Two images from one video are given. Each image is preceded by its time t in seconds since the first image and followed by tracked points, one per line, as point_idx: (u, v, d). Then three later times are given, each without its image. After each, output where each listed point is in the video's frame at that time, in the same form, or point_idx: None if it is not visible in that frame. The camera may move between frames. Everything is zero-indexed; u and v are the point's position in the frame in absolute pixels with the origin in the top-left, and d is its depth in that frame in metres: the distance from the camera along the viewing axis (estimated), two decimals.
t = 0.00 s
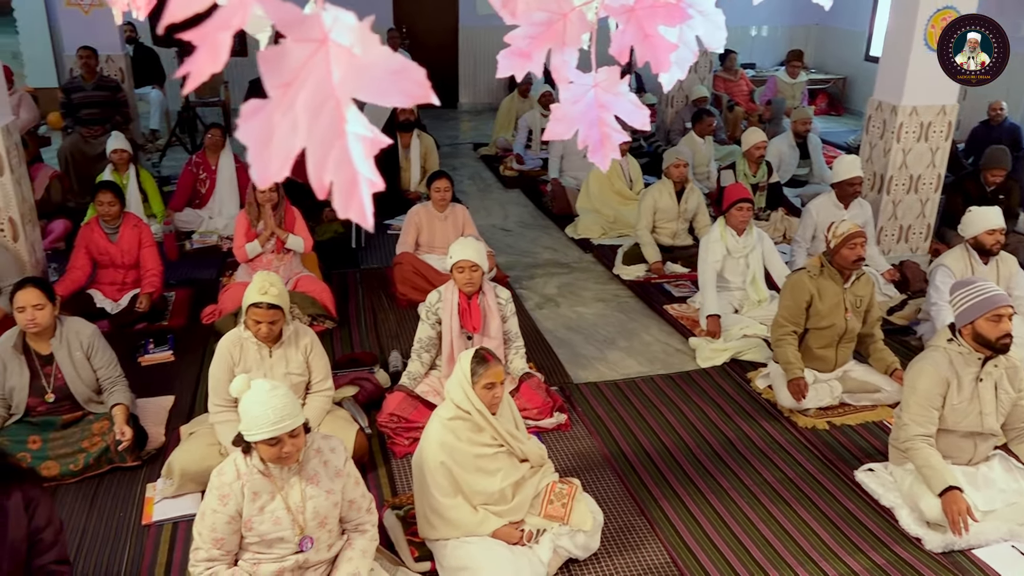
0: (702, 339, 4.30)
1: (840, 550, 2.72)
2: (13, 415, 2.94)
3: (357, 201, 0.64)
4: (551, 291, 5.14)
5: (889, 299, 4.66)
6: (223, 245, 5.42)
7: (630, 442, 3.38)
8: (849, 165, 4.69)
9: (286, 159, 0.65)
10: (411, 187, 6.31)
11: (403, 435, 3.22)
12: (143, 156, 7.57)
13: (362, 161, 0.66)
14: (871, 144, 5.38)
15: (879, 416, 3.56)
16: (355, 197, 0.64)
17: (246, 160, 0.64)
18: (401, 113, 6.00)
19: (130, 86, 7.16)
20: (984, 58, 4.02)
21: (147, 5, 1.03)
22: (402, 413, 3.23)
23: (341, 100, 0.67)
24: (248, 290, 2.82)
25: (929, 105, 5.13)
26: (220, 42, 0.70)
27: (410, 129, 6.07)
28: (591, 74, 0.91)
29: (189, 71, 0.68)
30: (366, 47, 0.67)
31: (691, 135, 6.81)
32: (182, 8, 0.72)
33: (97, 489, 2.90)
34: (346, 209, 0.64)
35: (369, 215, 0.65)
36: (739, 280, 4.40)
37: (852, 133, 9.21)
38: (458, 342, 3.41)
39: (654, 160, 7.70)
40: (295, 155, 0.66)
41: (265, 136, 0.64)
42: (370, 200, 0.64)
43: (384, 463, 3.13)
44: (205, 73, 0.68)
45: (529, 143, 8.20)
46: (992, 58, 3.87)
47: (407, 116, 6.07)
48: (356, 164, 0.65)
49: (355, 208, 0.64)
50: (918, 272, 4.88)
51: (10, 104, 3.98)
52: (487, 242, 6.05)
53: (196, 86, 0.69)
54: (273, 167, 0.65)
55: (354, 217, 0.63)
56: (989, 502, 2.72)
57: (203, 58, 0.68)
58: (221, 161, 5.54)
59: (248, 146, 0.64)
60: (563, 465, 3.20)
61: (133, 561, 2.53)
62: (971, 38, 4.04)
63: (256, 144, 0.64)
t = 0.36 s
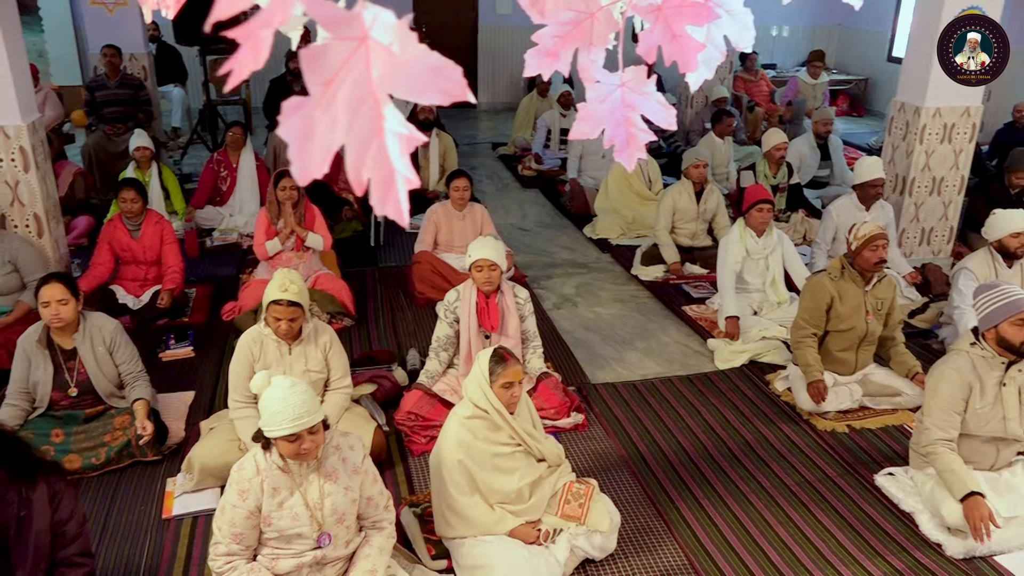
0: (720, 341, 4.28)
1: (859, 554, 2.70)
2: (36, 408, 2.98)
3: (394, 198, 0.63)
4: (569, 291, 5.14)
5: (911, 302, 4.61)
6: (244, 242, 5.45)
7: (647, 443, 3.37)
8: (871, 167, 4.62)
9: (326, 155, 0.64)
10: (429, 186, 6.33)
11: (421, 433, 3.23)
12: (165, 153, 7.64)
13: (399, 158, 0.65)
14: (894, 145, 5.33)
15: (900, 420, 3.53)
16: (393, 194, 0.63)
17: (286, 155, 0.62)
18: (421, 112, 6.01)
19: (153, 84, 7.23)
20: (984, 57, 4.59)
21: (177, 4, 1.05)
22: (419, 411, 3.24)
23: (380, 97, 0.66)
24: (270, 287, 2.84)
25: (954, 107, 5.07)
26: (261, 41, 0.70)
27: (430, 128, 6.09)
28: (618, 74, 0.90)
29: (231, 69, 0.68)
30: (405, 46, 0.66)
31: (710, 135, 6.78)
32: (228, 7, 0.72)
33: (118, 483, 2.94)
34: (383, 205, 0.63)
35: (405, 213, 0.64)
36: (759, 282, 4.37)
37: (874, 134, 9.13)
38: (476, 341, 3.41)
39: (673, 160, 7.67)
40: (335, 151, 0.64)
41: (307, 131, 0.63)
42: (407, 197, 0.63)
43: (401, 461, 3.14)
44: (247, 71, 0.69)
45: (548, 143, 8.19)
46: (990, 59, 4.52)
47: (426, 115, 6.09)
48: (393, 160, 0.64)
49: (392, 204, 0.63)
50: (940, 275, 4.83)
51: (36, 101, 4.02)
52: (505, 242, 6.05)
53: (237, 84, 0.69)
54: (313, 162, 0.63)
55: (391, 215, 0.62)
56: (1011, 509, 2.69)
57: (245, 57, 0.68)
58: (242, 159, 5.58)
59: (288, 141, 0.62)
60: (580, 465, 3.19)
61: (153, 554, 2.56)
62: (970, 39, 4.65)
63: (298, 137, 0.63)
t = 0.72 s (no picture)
0: (736, 343, 4.26)
1: (875, 559, 2.68)
2: (56, 400, 3.00)
3: (429, 196, 0.63)
4: (584, 291, 5.13)
5: (929, 307, 4.58)
6: (261, 239, 5.49)
7: (661, 444, 3.36)
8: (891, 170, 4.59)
9: (363, 153, 0.62)
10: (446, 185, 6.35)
11: (435, 431, 3.24)
12: (184, 149, 7.70)
13: (434, 156, 0.64)
14: (914, 148, 5.29)
15: (917, 425, 3.51)
16: (427, 192, 0.63)
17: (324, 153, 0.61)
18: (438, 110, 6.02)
19: (173, 80, 7.28)
20: (984, 58, 4.84)
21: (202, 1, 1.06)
22: (433, 408, 3.25)
23: (417, 94, 0.65)
24: (287, 283, 2.85)
25: (975, 110, 5.02)
26: (301, 39, 0.70)
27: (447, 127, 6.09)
28: (643, 73, 0.90)
29: (272, 65, 0.67)
30: (442, 43, 0.65)
31: (727, 136, 6.75)
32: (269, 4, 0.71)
33: (136, 475, 2.96)
34: (418, 202, 0.63)
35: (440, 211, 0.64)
36: (775, 284, 4.35)
37: (893, 137, 9.06)
38: (491, 340, 3.42)
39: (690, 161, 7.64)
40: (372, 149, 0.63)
41: (345, 128, 0.62)
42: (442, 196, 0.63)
43: (415, 459, 3.15)
44: (287, 68, 0.68)
45: (565, 142, 8.18)
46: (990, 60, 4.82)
47: (443, 114, 6.10)
48: (428, 158, 0.64)
49: (427, 202, 0.63)
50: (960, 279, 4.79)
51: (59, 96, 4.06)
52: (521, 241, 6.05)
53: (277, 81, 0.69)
54: (350, 160, 0.62)
55: (426, 213, 0.62)
56: None
57: (285, 54, 0.69)
58: (260, 155, 5.62)
59: (326, 138, 0.62)
60: (594, 465, 3.19)
61: (170, 546, 2.58)
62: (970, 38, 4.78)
63: (336, 135, 0.62)
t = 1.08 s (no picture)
0: (754, 344, 4.24)
1: (892, 564, 2.66)
2: (77, 393, 3.04)
3: (465, 194, 0.62)
4: (601, 290, 5.12)
5: (950, 310, 4.53)
6: (280, 235, 5.52)
7: (678, 445, 3.35)
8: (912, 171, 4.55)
9: (402, 149, 0.62)
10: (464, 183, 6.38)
11: (451, 428, 3.25)
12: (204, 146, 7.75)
13: (470, 153, 0.63)
14: (936, 150, 5.24)
15: (937, 429, 3.48)
16: (463, 189, 0.62)
17: (364, 149, 0.62)
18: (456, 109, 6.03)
19: (194, 77, 7.34)
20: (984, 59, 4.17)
21: None
22: (450, 406, 3.25)
23: (454, 90, 0.64)
24: (305, 280, 2.86)
25: (999, 112, 4.96)
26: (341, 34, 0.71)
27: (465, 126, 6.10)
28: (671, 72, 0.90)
29: (312, 61, 0.68)
30: (479, 40, 0.65)
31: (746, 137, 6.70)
32: None
33: (155, 469, 2.99)
34: (454, 200, 0.62)
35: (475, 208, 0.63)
36: (794, 286, 4.32)
37: (915, 138, 8.98)
38: (508, 339, 3.42)
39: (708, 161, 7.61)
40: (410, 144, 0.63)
41: (384, 124, 0.62)
42: (478, 192, 0.62)
43: (431, 456, 3.16)
44: (326, 63, 0.69)
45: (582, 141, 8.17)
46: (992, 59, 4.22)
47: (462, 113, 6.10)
48: (465, 156, 0.63)
49: (463, 199, 0.62)
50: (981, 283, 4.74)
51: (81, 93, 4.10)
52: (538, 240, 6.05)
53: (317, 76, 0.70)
54: (389, 155, 0.63)
55: (461, 210, 0.61)
56: None
57: (325, 49, 0.69)
58: (280, 153, 5.65)
59: (366, 134, 0.62)
60: (610, 465, 3.18)
61: (188, 539, 2.60)
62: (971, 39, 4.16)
63: (375, 131, 0.62)
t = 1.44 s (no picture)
0: (775, 347, 4.21)
1: (914, 570, 2.63)
2: (101, 386, 3.07)
3: (505, 192, 0.62)
4: (620, 291, 5.11)
5: (974, 315, 4.48)
6: (301, 233, 5.56)
7: (697, 447, 3.34)
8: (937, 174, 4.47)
9: (444, 147, 0.63)
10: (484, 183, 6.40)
11: (470, 427, 3.25)
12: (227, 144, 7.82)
13: (509, 151, 0.63)
14: (962, 152, 5.18)
15: (961, 435, 3.44)
16: (504, 186, 0.62)
17: (407, 148, 0.63)
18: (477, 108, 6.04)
19: (218, 76, 7.40)
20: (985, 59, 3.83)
21: None
22: (469, 405, 3.26)
23: (496, 89, 0.65)
24: (327, 278, 2.88)
25: None
26: (384, 34, 0.72)
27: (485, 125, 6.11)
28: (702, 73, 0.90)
29: (356, 60, 0.69)
30: (521, 40, 0.65)
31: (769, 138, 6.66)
32: None
33: (177, 463, 3.01)
34: (494, 198, 0.62)
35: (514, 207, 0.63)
36: (816, 288, 4.29)
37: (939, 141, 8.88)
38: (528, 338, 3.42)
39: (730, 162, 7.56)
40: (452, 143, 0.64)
41: (427, 123, 0.63)
42: (518, 190, 0.62)
43: (450, 454, 3.17)
44: (370, 63, 0.70)
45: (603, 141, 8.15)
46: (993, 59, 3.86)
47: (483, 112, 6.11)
48: (505, 153, 0.63)
49: (502, 197, 0.62)
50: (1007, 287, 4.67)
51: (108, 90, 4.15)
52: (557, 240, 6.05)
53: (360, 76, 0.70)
54: (432, 154, 0.63)
55: (501, 208, 0.62)
56: None
57: (368, 50, 0.70)
58: (302, 151, 5.68)
59: (409, 132, 0.63)
60: (630, 466, 3.18)
61: (209, 533, 2.63)
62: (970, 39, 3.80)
63: (418, 129, 0.63)
